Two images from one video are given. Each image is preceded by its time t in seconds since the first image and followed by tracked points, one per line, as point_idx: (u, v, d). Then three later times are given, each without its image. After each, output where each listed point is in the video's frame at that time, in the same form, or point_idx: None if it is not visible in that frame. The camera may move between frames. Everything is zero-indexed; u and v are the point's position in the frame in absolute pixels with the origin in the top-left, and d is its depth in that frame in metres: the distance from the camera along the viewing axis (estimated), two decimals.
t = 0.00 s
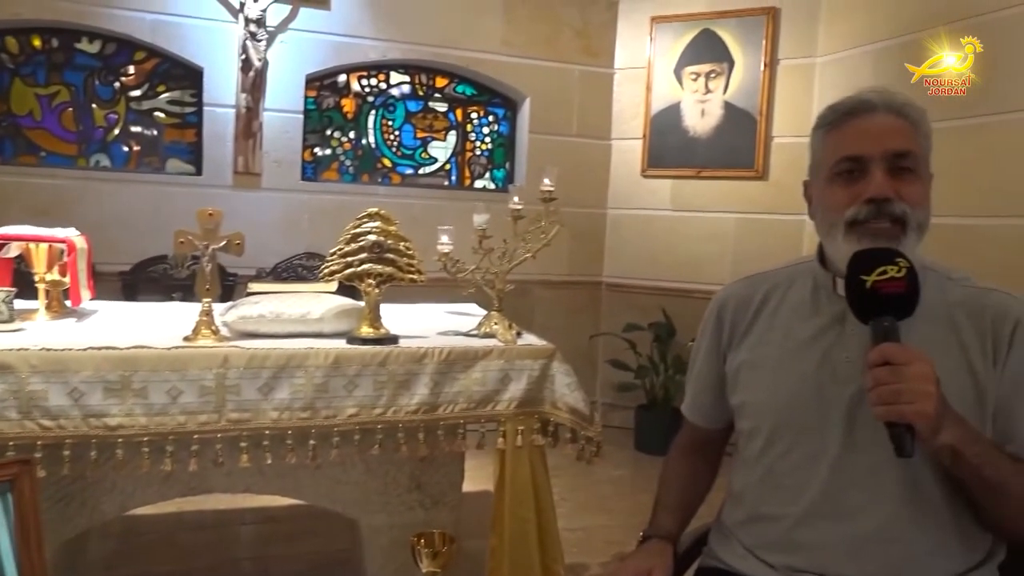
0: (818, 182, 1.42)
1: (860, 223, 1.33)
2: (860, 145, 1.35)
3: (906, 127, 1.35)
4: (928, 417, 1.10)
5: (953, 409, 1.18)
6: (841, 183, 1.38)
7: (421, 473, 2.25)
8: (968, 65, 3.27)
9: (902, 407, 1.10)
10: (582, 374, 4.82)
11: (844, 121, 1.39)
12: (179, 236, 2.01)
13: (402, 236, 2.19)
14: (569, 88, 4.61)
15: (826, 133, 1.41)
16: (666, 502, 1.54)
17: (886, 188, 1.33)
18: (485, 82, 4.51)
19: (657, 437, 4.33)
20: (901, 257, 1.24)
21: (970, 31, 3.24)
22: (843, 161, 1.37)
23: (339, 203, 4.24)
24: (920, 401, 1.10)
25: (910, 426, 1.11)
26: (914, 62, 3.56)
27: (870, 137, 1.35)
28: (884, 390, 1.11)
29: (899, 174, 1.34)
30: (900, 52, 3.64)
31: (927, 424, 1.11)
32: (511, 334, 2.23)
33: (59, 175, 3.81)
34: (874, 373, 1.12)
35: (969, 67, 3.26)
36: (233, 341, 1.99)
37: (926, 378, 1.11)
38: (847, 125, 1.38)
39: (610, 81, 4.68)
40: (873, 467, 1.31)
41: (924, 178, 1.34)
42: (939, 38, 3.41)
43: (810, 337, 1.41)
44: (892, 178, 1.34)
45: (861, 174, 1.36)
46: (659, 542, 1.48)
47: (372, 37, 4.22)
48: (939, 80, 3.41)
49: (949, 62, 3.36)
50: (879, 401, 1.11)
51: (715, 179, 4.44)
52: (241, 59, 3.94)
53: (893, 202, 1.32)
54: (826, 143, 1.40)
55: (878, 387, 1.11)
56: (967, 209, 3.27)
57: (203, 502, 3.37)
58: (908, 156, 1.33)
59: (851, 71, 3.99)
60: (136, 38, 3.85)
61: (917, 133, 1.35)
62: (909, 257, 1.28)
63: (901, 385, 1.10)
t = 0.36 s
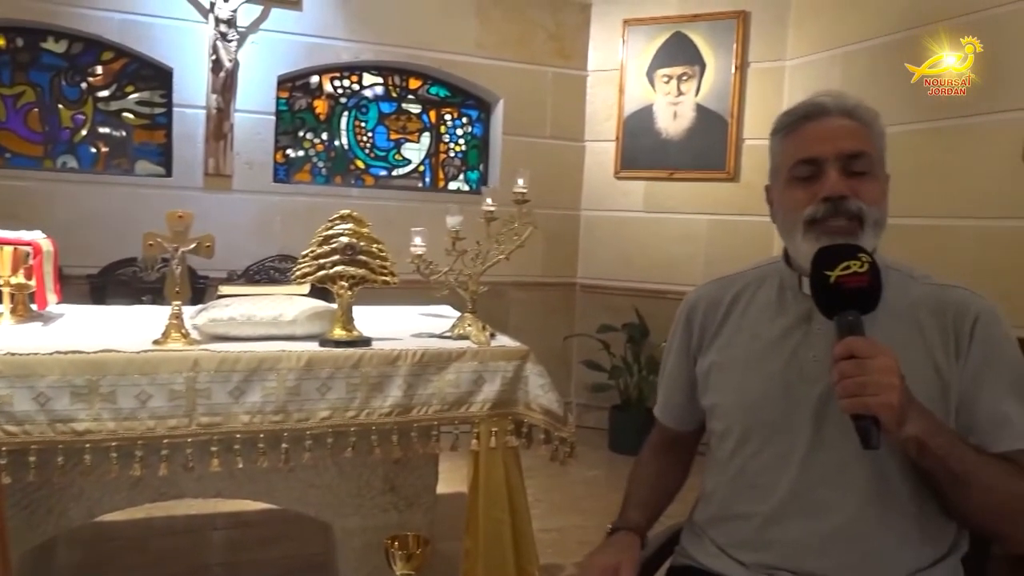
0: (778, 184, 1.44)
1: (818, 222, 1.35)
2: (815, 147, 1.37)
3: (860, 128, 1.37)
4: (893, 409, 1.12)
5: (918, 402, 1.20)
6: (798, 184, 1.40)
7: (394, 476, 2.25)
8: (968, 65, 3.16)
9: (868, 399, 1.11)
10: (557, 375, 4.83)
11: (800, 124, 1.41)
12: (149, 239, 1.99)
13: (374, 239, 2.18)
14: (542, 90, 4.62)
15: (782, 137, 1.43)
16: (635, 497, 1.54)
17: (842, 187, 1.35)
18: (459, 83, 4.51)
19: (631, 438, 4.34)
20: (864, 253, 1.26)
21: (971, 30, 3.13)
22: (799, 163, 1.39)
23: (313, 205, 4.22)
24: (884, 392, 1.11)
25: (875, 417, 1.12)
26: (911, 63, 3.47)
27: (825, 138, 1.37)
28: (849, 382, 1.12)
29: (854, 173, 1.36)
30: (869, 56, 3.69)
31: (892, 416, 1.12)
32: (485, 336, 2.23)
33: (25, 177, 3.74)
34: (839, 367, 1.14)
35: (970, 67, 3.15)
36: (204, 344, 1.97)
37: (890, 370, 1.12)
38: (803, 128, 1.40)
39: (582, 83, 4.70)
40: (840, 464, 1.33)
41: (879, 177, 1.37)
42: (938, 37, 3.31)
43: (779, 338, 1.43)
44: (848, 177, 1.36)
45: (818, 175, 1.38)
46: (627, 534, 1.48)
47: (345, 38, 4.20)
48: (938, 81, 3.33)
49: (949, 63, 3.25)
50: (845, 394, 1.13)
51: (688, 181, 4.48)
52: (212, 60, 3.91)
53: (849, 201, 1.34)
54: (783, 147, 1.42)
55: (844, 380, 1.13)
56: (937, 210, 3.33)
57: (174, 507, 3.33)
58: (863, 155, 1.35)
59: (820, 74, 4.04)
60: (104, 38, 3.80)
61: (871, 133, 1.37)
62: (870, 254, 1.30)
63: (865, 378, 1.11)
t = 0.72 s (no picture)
0: (744, 182, 1.45)
1: (782, 222, 1.37)
2: (778, 147, 1.38)
3: (822, 127, 1.38)
4: (855, 404, 1.13)
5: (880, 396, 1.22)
6: (762, 183, 1.41)
7: (367, 474, 2.24)
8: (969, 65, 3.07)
9: (830, 395, 1.13)
10: (530, 371, 4.84)
11: (764, 123, 1.42)
12: (115, 237, 1.96)
13: (344, 235, 2.17)
14: (515, 87, 4.62)
15: (746, 135, 1.44)
16: (601, 494, 1.55)
17: (806, 187, 1.36)
18: (431, 80, 4.49)
19: (605, 433, 4.36)
20: (828, 251, 1.27)
21: (971, 29, 3.04)
22: (764, 162, 1.40)
23: (284, 202, 4.18)
24: (846, 388, 1.13)
25: (838, 412, 1.14)
26: (912, 63, 3.34)
27: (787, 138, 1.38)
28: (813, 378, 1.14)
29: (817, 173, 1.37)
30: (837, 53, 3.73)
31: (855, 410, 1.14)
32: (457, 333, 2.23)
33: None
34: (803, 363, 1.15)
35: (970, 67, 3.06)
36: (172, 343, 1.94)
37: (852, 366, 1.14)
38: (766, 128, 1.40)
39: (555, 80, 4.71)
40: (807, 458, 1.35)
41: (842, 175, 1.38)
42: (938, 36, 3.20)
43: (746, 334, 1.44)
44: (811, 176, 1.37)
45: (781, 174, 1.39)
46: (588, 543, 1.48)
47: (316, 33, 4.16)
48: (938, 81, 3.20)
49: (949, 63, 3.15)
50: (808, 390, 1.15)
51: (660, 177, 4.50)
52: (180, 55, 3.86)
53: (812, 201, 1.35)
54: (748, 145, 1.43)
55: (808, 376, 1.14)
56: (904, 206, 3.37)
57: (144, 508, 3.29)
58: (825, 155, 1.36)
59: (789, 72, 4.08)
60: (68, 32, 3.73)
61: (834, 131, 1.38)
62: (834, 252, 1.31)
63: (828, 374, 1.13)
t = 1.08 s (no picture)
0: (718, 181, 1.45)
1: (756, 223, 1.37)
2: (751, 147, 1.38)
3: (796, 126, 1.38)
4: (828, 405, 1.14)
5: (853, 396, 1.22)
6: (737, 182, 1.41)
7: (341, 474, 2.22)
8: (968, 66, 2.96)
9: (804, 396, 1.13)
10: (507, 368, 4.83)
11: (737, 122, 1.41)
12: (81, 235, 1.93)
13: (317, 233, 2.14)
14: (491, 83, 4.60)
15: (721, 134, 1.44)
16: (575, 493, 1.55)
17: (779, 188, 1.36)
18: (407, 75, 4.47)
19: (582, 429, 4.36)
20: (803, 251, 1.27)
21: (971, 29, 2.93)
22: (738, 162, 1.40)
23: (258, 199, 4.14)
24: (820, 390, 1.13)
25: (811, 414, 1.14)
26: (912, 63, 3.23)
27: (761, 137, 1.37)
28: (788, 379, 1.13)
29: (790, 172, 1.37)
30: (811, 51, 3.76)
31: (828, 411, 1.14)
32: (432, 330, 2.21)
33: None
34: (778, 364, 1.15)
35: (969, 67, 2.95)
36: (142, 343, 1.91)
37: (826, 366, 1.14)
38: (740, 127, 1.40)
39: (531, 76, 4.70)
40: (780, 455, 1.35)
41: (815, 174, 1.38)
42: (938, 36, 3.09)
43: (721, 332, 1.44)
44: (784, 176, 1.37)
45: (755, 174, 1.39)
46: (562, 544, 1.46)
47: (290, 28, 4.12)
48: (938, 81, 3.10)
49: (949, 62, 3.04)
50: (782, 391, 1.14)
51: (636, 174, 4.50)
52: (150, 49, 3.81)
53: (786, 201, 1.35)
54: (722, 145, 1.43)
55: (782, 377, 1.14)
56: (876, 202, 3.40)
57: (115, 510, 3.24)
58: (798, 155, 1.36)
59: (762, 69, 4.09)
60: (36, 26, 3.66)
61: (807, 131, 1.38)
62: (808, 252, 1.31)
63: (801, 375, 1.13)
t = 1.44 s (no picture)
0: (681, 176, 1.43)
1: (718, 216, 1.35)
2: (711, 141, 1.37)
3: (757, 119, 1.36)
4: (796, 403, 1.12)
5: (822, 394, 1.20)
6: (699, 177, 1.39)
7: (309, 473, 2.19)
8: (969, 66, 2.85)
9: (773, 394, 1.11)
10: (483, 364, 4.81)
11: (697, 117, 1.40)
12: (36, 230, 1.87)
13: (282, 228, 2.10)
14: (466, 77, 4.57)
15: (682, 130, 1.42)
16: (542, 495, 1.52)
17: (739, 181, 1.34)
18: (381, 69, 4.42)
19: (557, 425, 4.35)
20: (771, 247, 1.25)
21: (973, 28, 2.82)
22: (701, 156, 1.38)
23: (229, 193, 4.08)
24: (789, 388, 1.11)
25: (780, 412, 1.13)
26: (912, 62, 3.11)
27: (721, 131, 1.36)
28: (756, 378, 1.11)
29: (751, 166, 1.35)
30: (785, 46, 3.75)
31: (796, 409, 1.12)
32: (400, 327, 2.18)
33: None
34: (746, 362, 1.12)
35: (971, 66, 2.83)
36: (101, 342, 1.86)
37: (794, 364, 1.12)
38: (701, 122, 1.39)
39: (506, 70, 4.67)
40: (747, 453, 1.33)
41: (777, 166, 1.36)
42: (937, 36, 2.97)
43: (690, 329, 1.42)
44: (745, 170, 1.35)
45: (716, 168, 1.37)
46: (528, 545, 1.44)
47: (261, 20, 4.06)
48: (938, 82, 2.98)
49: (948, 62, 2.91)
50: (750, 390, 1.12)
51: (612, 169, 4.48)
52: (117, 40, 3.73)
53: (747, 194, 1.34)
54: (684, 140, 1.41)
55: (750, 375, 1.12)
56: (848, 197, 3.40)
57: (82, 510, 3.18)
58: (759, 147, 1.35)
59: (737, 64, 4.09)
60: None
61: (768, 124, 1.36)
62: (773, 246, 1.29)
63: (769, 373, 1.11)
